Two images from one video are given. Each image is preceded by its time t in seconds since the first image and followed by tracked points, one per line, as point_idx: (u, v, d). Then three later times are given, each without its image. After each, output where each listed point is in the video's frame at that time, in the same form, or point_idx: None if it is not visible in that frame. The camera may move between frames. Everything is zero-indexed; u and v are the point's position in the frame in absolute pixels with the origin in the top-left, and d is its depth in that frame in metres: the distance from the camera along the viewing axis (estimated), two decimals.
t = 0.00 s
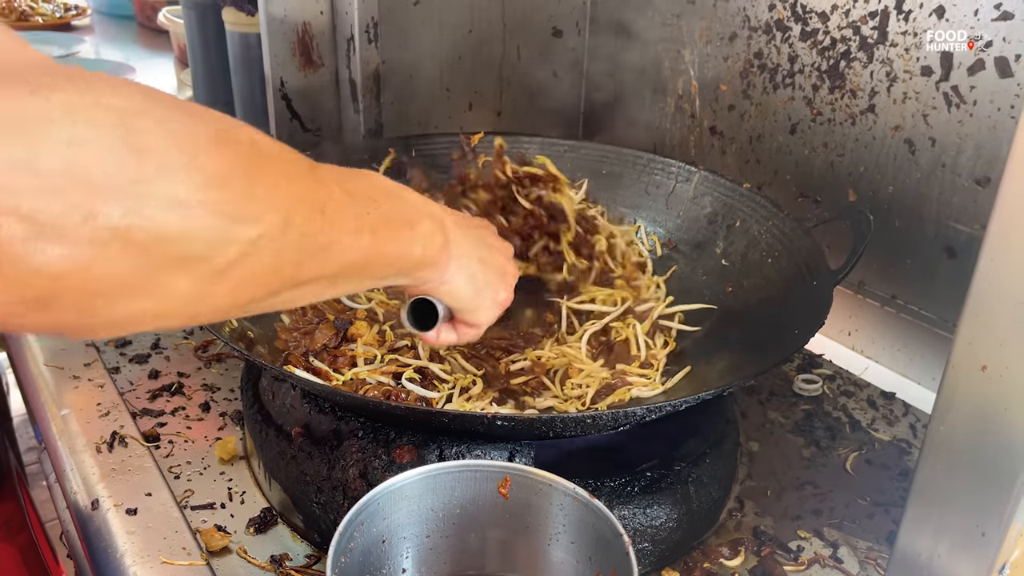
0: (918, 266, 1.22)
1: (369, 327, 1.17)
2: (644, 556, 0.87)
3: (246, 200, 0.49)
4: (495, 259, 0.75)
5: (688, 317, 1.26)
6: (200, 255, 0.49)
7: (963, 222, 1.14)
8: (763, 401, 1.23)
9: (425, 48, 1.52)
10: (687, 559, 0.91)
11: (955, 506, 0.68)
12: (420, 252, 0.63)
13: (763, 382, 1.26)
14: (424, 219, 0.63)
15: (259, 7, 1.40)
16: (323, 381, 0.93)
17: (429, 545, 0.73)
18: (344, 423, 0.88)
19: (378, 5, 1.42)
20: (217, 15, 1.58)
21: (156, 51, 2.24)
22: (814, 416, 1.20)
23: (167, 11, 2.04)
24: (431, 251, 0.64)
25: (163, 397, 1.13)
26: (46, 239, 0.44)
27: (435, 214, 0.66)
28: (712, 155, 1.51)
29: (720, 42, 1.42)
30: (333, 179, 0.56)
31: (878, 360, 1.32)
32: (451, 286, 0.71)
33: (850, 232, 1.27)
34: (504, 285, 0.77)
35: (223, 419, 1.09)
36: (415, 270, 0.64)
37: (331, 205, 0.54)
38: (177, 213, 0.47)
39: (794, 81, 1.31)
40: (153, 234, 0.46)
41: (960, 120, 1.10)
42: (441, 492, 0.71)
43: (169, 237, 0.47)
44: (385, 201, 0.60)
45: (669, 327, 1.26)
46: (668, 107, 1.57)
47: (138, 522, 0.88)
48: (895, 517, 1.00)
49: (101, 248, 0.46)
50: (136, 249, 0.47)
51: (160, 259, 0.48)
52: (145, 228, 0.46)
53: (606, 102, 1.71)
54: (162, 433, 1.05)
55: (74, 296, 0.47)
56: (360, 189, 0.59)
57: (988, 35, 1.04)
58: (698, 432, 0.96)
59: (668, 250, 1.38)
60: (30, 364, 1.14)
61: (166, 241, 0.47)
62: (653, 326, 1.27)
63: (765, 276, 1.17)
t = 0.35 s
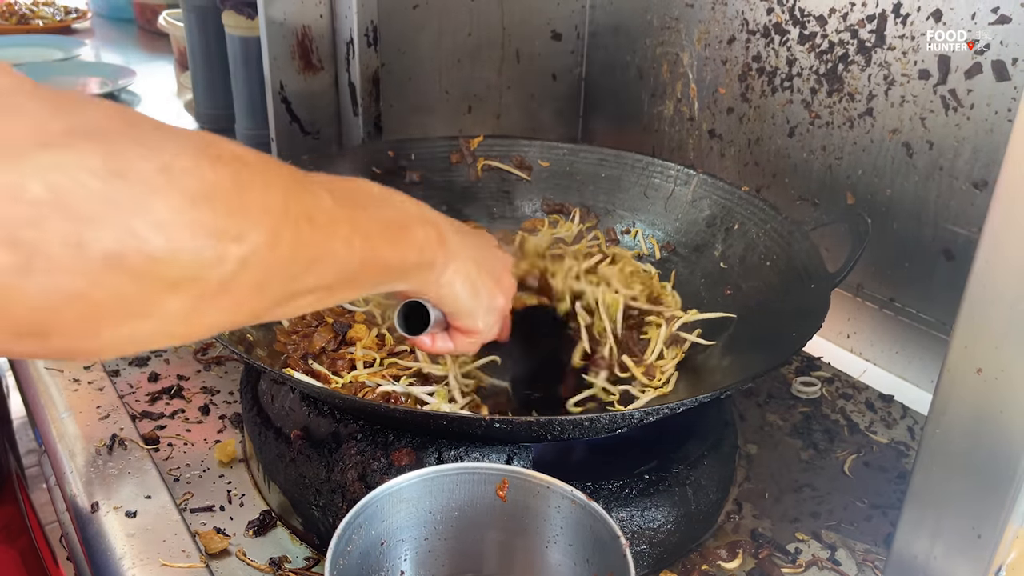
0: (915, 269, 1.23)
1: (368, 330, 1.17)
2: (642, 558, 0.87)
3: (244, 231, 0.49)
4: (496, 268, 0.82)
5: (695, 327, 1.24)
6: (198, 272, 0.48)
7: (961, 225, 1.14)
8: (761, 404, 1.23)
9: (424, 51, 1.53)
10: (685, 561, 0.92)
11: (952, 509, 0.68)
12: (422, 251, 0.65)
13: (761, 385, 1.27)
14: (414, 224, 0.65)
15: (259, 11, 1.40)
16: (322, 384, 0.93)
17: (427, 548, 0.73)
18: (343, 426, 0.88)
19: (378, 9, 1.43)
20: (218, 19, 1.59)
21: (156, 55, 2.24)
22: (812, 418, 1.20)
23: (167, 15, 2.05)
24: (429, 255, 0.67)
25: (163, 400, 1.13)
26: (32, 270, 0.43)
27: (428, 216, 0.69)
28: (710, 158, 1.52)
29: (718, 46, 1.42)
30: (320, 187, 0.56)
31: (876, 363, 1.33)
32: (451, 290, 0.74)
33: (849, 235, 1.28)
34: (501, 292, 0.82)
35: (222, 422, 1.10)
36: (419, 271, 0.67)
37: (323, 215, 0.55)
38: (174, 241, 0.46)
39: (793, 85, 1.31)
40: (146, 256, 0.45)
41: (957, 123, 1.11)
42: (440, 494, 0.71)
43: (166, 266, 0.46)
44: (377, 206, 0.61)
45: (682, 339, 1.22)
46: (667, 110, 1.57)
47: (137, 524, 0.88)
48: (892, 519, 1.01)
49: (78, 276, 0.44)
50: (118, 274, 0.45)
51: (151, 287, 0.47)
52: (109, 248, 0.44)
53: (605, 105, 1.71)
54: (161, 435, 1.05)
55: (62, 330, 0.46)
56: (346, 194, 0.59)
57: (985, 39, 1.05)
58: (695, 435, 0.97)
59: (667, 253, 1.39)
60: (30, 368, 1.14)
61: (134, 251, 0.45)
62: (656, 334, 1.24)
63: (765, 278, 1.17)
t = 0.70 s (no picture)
0: (913, 271, 1.23)
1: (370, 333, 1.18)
2: (641, 559, 0.88)
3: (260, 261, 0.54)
4: (461, 273, 0.77)
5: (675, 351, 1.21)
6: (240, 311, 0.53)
7: (957, 228, 1.15)
8: (760, 406, 1.24)
9: (425, 55, 1.54)
10: (684, 562, 0.92)
11: (947, 510, 0.69)
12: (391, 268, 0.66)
13: (759, 387, 1.27)
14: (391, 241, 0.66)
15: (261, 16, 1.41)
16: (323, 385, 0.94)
17: (427, 548, 0.73)
18: (344, 428, 0.89)
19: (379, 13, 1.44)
20: (220, 23, 1.60)
21: (159, 58, 2.25)
22: (810, 420, 1.21)
23: (169, 18, 2.06)
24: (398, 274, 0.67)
25: (165, 401, 1.14)
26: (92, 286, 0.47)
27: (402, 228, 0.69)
28: (709, 161, 1.53)
29: (717, 50, 1.43)
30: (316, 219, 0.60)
31: (874, 365, 1.33)
32: (413, 301, 0.72)
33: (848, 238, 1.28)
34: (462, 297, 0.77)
35: (224, 423, 1.10)
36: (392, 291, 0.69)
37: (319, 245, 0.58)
38: (162, 294, 0.48)
39: (791, 88, 1.32)
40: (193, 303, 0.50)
41: (954, 127, 1.12)
42: (440, 495, 0.72)
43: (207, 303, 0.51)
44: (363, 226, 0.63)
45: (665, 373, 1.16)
46: (666, 113, 1.58)
47: (140, 525, 0.89)
48: (889, 520, 1.01)
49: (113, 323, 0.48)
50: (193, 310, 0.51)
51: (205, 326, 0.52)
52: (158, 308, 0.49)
53: (604, 108, 1.72)
54: (164, 437, 1.06)
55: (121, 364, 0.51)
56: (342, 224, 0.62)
57: (982, 43, 1.06)
58: (693, 436, 0.97)
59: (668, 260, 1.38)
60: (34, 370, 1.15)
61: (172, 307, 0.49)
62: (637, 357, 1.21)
63: (764, 280, 1.18)
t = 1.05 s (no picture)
0: (913, 273, 1.24)
1: (373, 336, 1.19)
2: (642, 559, 0.88)
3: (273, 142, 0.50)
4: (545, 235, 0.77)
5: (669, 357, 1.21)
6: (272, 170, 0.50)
7: (958, 230, 1.16)
8: (761, 407, 1.24)
9: (427, 58, 1.54)
10: (686, 562, 0.93)
11: (948, 510, 0.69)
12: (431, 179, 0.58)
13: (761, 388, 1.28)
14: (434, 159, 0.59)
15: (263, 20, 1.42)
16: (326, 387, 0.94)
17: (431, 548, 0.74)
18: (348, 428, 0.89)
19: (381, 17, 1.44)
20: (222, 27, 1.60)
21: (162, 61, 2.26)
22: (812, 421, 1.21)
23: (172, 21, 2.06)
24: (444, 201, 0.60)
25: (169, 403, 1.14)
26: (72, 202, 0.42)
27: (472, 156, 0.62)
28: (710, 164, 1.53)
29: (718, 53, 1.43)
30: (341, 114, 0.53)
31: (875, 366, 1.34)
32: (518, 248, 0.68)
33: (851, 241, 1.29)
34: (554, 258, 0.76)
35: (228, 424, 1.11)
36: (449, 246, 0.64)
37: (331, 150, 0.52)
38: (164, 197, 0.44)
39: (791, 91, 1.32)
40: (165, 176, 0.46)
41: (954, 129, 1.12)
42: (443, 495, 0.72)
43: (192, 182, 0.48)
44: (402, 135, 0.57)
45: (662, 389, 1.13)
46: (667, 115, 1.58)
47: (145, 525, 0.89)
48: (891, 520, 1.02)
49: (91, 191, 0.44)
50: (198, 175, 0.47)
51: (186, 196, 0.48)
52: (140, 177, 0.45)
53: (606, 111, 1.73)
54: (168, 438, 1.07)
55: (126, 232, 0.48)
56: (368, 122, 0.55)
57: (982, 46, 1.06)
58: (695, 437, 0.98)
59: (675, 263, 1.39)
60: (38, 372, 1.15)
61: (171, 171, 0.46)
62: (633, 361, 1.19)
63: (768, 283, 1.18)
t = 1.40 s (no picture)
0: (912, 277, 1.24)
1: (374, 340, 1.20)
2: (641, 563, 0.88)
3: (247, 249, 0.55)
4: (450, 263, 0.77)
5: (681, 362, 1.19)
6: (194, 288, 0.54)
7: (957, 234, 1.16)
8: (760, 411, 1.24)
9: (427, 63, 1.55)
10: (685, 566, 0.93)
11: (946, 515, 0.70)
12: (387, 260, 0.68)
13: (760, 392, 1.28)
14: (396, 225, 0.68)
15: (264, 25, 1.42)
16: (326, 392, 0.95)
17: (430, 553, 0.74)
18: (348, 433, 0.89)
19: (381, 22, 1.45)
20: (223, 31, 1.61)
21: (162, 65, 2.26)
22: (811, 425, 1.22)
23: (173, 26, 2.07)
24: (401, 254, 0.69)
25: (170, 407, 1.15)
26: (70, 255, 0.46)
27: (408, 201, 0.71)
28: (708, 167, 1.54)
29: (717, 57, 1.44)
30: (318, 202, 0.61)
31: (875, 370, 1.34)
32: (405, 284, 0.73)
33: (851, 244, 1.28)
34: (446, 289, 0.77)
35: (228, 429, 1.11)
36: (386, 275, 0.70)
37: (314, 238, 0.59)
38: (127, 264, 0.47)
39: (790, 95, 1.33)
40: (160, 285, 0.52)
41: (953, 133, 1.12)
42: (443, 500, 0.73)
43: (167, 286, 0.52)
44: (361, 213, 0.65)
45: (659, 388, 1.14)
46: (667, 119, 1.59)
47: (145, 529, 0.89)
48: (889, 524, 1.02)
49: (79, 302, 0.50)
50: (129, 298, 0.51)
51: (150, 310, 0.53)
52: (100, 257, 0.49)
53: (605, 114, 1.73)
54: (168, 443, 1.07)
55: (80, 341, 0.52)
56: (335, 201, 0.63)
57: (980, 50, 1.07)
58: (694, 441, 0.98)
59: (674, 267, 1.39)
60: (39, 375, 1.15)
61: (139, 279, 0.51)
62: (647, 363, 1.19)
63: (766, 287, 1.19)
